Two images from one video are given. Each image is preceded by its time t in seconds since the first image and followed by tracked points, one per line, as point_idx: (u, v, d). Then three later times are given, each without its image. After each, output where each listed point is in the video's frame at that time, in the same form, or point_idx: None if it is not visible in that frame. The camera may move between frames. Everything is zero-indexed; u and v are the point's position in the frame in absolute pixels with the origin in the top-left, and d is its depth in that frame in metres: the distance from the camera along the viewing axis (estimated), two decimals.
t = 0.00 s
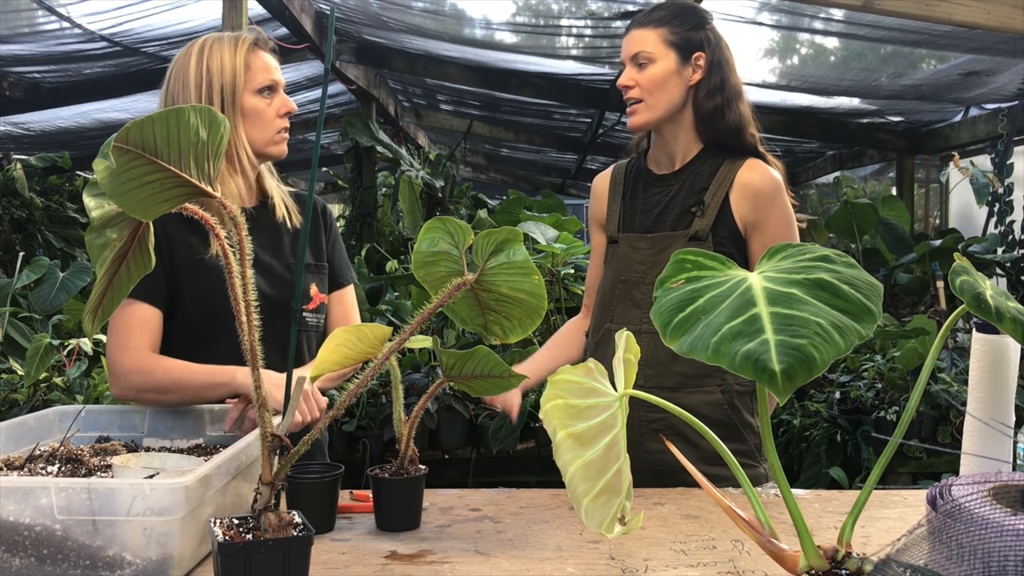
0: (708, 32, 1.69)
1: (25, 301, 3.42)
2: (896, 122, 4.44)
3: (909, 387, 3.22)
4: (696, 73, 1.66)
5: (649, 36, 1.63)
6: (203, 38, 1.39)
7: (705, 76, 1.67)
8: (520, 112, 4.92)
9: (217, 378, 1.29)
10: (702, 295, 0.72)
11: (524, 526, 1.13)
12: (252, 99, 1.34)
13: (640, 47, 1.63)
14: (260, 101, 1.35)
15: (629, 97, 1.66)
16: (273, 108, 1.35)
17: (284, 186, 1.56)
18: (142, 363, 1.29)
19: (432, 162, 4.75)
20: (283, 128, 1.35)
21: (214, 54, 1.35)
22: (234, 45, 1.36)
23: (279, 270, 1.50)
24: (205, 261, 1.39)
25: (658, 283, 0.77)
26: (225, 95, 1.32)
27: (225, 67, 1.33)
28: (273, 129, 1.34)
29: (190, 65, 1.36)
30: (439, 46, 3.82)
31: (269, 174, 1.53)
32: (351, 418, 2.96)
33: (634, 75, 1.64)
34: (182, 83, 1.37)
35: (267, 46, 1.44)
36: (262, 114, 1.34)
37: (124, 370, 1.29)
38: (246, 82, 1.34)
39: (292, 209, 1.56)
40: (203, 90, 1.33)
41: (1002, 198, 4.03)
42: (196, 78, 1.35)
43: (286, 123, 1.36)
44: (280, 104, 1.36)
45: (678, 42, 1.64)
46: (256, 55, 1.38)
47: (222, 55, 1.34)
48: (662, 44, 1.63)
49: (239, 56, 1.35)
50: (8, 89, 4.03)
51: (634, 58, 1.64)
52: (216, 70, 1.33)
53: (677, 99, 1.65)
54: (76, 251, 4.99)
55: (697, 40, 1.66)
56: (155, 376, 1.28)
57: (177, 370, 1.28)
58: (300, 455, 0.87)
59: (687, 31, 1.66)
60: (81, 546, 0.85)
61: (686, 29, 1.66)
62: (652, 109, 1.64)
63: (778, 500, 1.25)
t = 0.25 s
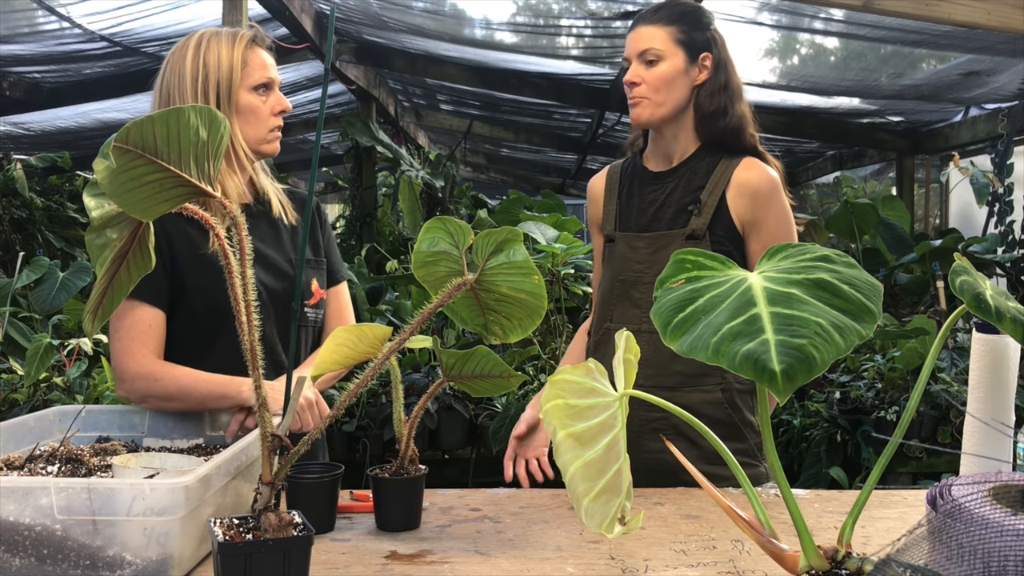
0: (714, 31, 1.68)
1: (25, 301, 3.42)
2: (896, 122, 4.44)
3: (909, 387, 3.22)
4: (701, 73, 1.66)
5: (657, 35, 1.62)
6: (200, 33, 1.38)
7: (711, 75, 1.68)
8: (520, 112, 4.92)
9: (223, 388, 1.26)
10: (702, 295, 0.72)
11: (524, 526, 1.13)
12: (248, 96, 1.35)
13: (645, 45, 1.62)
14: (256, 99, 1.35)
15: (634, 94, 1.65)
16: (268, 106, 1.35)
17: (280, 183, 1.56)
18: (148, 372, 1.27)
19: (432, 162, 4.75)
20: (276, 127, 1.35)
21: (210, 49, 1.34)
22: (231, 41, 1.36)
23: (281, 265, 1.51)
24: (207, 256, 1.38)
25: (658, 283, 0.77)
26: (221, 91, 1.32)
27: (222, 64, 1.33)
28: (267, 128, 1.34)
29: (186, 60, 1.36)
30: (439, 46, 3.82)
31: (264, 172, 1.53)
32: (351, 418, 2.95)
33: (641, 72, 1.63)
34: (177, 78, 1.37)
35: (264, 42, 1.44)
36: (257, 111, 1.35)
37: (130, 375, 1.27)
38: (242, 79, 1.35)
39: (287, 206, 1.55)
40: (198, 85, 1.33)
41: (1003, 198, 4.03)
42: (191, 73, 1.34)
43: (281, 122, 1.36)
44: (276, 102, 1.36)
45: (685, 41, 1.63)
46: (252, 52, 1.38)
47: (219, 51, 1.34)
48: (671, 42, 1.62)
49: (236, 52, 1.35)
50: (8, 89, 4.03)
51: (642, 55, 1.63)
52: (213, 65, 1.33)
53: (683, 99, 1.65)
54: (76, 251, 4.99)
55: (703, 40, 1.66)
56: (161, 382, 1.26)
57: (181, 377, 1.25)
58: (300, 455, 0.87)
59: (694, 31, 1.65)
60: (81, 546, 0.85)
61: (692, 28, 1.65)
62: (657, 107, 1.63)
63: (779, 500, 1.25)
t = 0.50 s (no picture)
0: (715, 32, 1.68)
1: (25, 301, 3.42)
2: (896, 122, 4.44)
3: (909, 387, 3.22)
4: (701, 74, 1.67)
5: (657, 36, 1.62)
6: (196, 33, 1.38)
7: (711, 76, 1.68)
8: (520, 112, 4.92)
9: (222, 388, 1.26)
10: (702, 295, 0.72)
11: (524, 526, 1.13)
12: (244, 96, 1.34)
13: (645, 47, 1.62)
14: (252, 100, 1.35)
15: (634, 96, 1.65)
16: (264, 107, 1.35)
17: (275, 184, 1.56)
18: (145, 373, 1.27)
19: (432, 162, 4.75)
20: (271, 128, 1.35)
21: (208, 50, 1.34)
22: (227, 41, 1.36)
23: (279, 267, 1.50)
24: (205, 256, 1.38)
25: (658, 283, 0.77)
26: (217, 92, 1.32)
27: (218, 64, 1.33)
28: (263, 129, 1.34)
29: (182, 59, 1.36)
30: (438, 46, 3.82)
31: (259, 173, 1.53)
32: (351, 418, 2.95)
33: (642, 74, 1.63)
34: (173, 77, 1.36)
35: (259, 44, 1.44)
36: (252, 112, 1.35)
37: (126, 378, 1.27)
38: (239, 79, 1.34)
39: (283, 208, 1.55)
40: (195, 85, 1.33)
41: (1003, 198, 4.03)
42: (188, 72, 1.34)
43: (276, 123, 1.36)
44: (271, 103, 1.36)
45: (686, 42, 1.63)
46: (248, 53, 1.38)
47: (215, 52, 1.34)
48: (671, 43, 1.62)
49: (232, 52, 1.35)
50: (8, 89, 4.03)
51: (642, 56, 1.63)
52: (209, 65, 1.33)
53: (683, 100, 1.65)
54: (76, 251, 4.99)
55: (703, 41, 1.66)
56: (159, 384, 1.26)
57: (179, 378, 1.25)
58: (300, 455, 0.87)
59: (695, 32, 1.65)
60: (81, 546, 0.85)
61: (692, 29, 1.65)
62: (657, 109, 1.64)
63: (778, 500, 1.25)
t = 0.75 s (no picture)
0: (714, 32, 1.68)
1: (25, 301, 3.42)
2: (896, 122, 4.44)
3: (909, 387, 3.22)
4: (702, 74, 1.67)
5: (657, 37, 1.62)
6: (195, 33, 1.38)
7: (712, 76, 1.68)
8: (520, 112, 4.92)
9: (221, 389, 1.25)
10: (702, 295, 0.72)
11: (524, 526, 1.13)
12: (243, 98, 1.34)
13: (646, 47, 1.62)
14: (250, 101, 1.35)
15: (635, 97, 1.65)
16: (263, 108, 1.35)
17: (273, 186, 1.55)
18: (142, 375, 1.25)
19: (432, 162, 4.75)
20: (269, 130, 1.34)
21: (207, 50, 1.35)
22: (226, 42, 1.36)
23: (277, 270, 1.51)
24: (204, 257, 1.37)
25: (658, 283, 0.77)
26: (215, 93, 1.32)
27: (217, 65, 1.33)
28: (261, 131, 1.34)
29: (181, 60, 1.35)
30: (438, 46, 3.82)
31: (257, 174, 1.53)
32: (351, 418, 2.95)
33: (642, 74, 1.63)
34: (172, 77, 1.36)
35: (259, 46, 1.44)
36: (251, 113, 1.35)
37: (123, 380, 1.26)
38: (237, 81, 1.34)
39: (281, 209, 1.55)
40: (194, 86, 1.33)
41: (1003, 198, 4.03)
42: (187, 72, 1.34)
43: (274, 125, 1.36)
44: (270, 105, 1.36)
45: (686, 42, 1.63)
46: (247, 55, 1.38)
47: (214, 53, 1.34)
48: (672, 44, 1.62)
49: (231, 53, 1.35)
50: (8, 89, 4.03)
51: (643, 57, 1.63)
52: (208, 66, 1.33)
53: (683, 101, 1.65)
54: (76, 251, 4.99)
55: (703, 41, 1.66)
56: (156, 387, 1.25)
57: (178, 380, 1.24)
58: (300, 455, 0.87)
59: (694, 32, 1.65)
60: (81, 546, 0.85)
61: (692, 30, 1.65)
62: (658, 110, 1.63)
63: (778, 500, 1.26)
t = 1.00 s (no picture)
0: (713, 31, 1.68)
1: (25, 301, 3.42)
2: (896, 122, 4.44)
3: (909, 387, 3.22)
4: (701, 73, 1.66)
5: (657, 36, 1.62)
6: (196, 32, 1.38)
7: (712, 75, 1.67)
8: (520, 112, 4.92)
9: (222, 389, 1.26)
10: (702, 295, 0.72)
11: (524, 526, 1.13)
12: (242, 97, 1.34)
13: (645, 46, 1.62)
14: (250, 101, 1.35)
15: (634, 96, 1.64)
16: (261, 108, 1.35)
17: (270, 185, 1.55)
18: (142, 377, 1.25)
19: (432, 162, 4.75)
20: (267, 131, 1.34)
21: (207, 49, 1.35)
22: (227, 42, 1.36)
23: (274, 269, 1.51)
24: (202, 259, 1.37)
25: (657, 283, 0.77)
26: (215, 92, 1.32)
27: (217, 63, 1.33)
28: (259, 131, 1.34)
29: (181, 58, 1.35)
30: (438, 46, 3.82)
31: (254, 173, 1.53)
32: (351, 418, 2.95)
33: (641, 74, 1.63)
34: (171, 75, 1.36)
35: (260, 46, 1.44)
36: (249, 113, 1.35)
37: (124, 383, 1.26)
38: (237, 80, 1.35)
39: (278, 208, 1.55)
40: (193, 85, 1.33)
41: (1003, 198, 4.03)
42: (186, 70, 1.34)
43: (273, 125, 1.36)
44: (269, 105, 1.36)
45: (685, 42, 1.63)
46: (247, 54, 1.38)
47: (214, 52, 1.34)
48: (671, 43, 1.62)
49: (231, 53, 1.35)
50: (8, 89, 4.03)
51: (642, 56, 1.63)
52: (208, 65, 1.33)
53: (683, 100, 1.65)
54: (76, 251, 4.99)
55: (703, 40, 1.66)
56: (157, 389, 1.24)
57: (178, 381, 1.25)
58: (300, 455, 0.87)
59: (693, 32, 1.65)
60: (81, 546, 0.85)
61: (691, 29, 1.65)
62: (658, 109, 1.63)
63: (778, 500, 1.26)
